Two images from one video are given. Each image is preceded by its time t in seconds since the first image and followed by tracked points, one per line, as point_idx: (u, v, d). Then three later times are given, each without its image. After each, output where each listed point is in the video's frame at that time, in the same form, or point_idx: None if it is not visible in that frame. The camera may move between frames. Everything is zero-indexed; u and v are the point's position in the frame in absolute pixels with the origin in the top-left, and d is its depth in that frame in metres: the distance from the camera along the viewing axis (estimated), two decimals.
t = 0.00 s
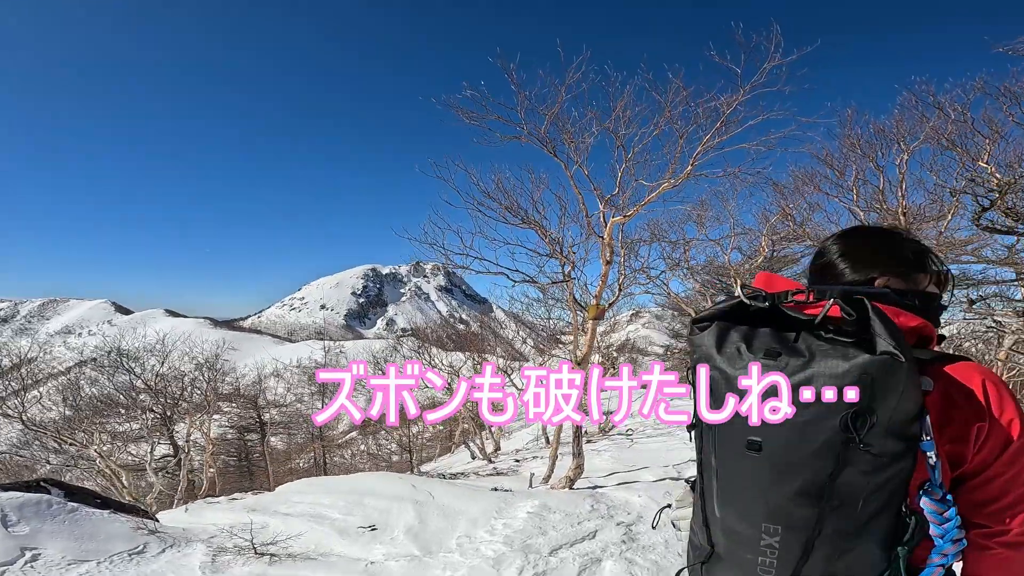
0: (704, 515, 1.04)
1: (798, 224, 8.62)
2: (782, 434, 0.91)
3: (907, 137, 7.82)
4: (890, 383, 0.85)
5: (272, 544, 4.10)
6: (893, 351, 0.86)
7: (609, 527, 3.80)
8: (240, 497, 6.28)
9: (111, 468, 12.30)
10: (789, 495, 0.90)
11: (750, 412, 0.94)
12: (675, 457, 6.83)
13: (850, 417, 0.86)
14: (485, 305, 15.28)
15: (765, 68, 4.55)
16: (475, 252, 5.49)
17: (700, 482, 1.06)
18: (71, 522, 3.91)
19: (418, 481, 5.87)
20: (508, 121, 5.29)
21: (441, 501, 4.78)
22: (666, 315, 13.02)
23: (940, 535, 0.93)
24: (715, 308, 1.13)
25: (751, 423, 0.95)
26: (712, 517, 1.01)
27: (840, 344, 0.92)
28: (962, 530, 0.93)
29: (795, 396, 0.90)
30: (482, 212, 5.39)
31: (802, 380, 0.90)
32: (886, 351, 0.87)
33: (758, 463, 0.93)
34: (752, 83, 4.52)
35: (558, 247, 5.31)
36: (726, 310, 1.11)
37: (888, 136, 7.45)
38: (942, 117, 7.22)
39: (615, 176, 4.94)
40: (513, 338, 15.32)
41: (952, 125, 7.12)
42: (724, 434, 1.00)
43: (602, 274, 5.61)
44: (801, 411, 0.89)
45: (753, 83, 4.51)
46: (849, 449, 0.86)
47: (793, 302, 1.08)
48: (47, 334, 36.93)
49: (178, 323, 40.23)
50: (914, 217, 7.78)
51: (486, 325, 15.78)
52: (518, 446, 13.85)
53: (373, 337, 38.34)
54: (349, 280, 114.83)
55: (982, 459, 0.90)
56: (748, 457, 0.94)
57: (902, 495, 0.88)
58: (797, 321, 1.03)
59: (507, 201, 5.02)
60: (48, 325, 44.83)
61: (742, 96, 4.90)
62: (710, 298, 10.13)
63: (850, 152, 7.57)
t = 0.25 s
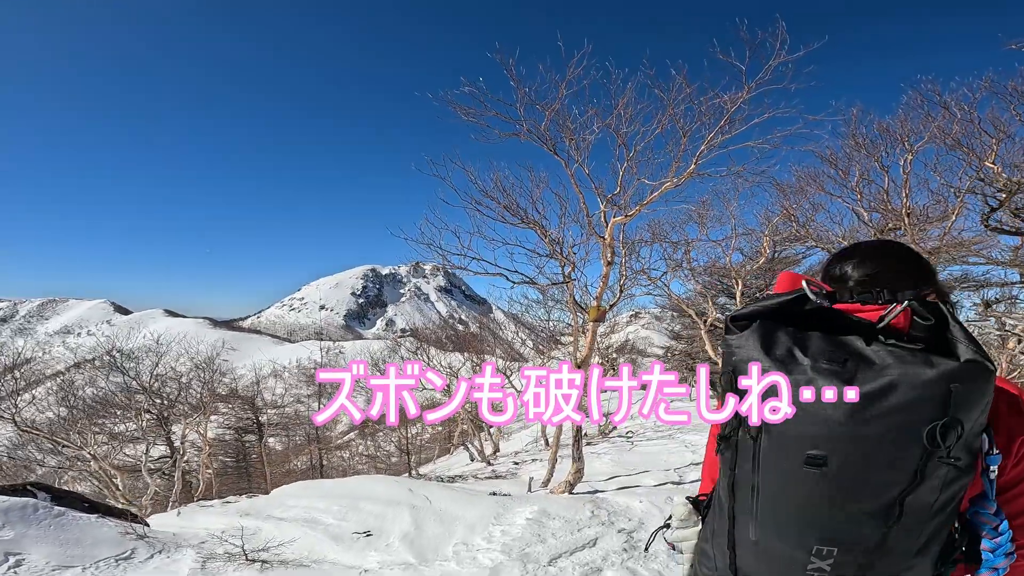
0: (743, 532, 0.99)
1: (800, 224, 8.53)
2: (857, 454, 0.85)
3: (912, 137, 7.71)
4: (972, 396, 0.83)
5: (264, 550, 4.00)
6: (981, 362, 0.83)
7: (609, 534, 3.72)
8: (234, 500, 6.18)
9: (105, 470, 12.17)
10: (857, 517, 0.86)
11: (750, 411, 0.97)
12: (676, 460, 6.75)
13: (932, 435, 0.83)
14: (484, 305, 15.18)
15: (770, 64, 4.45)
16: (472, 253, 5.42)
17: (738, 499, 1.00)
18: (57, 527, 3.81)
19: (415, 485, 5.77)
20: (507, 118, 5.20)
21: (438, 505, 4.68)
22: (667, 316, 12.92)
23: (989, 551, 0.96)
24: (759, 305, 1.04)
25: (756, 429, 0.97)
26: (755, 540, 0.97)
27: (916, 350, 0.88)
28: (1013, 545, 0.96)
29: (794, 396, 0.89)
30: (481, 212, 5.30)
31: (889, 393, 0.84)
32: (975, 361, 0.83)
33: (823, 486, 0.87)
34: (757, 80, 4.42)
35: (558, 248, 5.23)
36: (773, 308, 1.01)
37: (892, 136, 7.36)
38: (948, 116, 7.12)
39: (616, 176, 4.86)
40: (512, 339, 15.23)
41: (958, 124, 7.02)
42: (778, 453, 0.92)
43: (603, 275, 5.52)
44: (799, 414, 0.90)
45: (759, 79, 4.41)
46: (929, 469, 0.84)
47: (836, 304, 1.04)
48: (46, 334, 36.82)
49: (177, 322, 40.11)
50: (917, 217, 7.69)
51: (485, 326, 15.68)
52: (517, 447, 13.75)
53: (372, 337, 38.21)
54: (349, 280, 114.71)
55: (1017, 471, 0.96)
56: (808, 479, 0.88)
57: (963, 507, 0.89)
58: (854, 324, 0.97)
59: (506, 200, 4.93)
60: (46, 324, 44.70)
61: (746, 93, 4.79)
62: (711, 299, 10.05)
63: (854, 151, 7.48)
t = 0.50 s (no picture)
0: (770, 533, 1.05)
1: (801, 224, 8.46)
2: (896, 452, 0.93)
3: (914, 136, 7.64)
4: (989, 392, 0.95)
5: (254, 555, 3.90)
6: (1007, 359, 0.96)
7: (609, 540, 3.65)
8: (227, 503, 6.07)
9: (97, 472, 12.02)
10: (890, 512, 0.95)
11: (755, 411, 1.06)
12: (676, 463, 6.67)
13: (965, 431, 0.94)
14: (482, 306, 15.08)
15: (773, 61, 4.38)
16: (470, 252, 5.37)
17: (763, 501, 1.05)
18: (42, 530, 3.71)
19: (411, 488, 5.68)
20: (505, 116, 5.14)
21: (434, 509, 4.58)
22: (666, 317, 12.83)
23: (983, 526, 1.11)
24: (782, 299, 1.08)
25: (775, 428, 1.03)
26: (784, 542, 1.02)
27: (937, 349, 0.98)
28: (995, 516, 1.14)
29: (793, 397, 0.99)
30: (478, 211, 5.22)
31: (924, 394, 0.93)
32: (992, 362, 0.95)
33: (864, 484, 0.94)
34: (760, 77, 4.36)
35: (557, 248, 5.16)
36: (801, 301, 1.05)
37: (894, 135, 7.29)
38: (951, 115, 7.04)
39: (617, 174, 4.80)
40: (511, 340, 15.14)
41: (960, 124, 6.95)
42: (820, 455, 0.96)
43: (603, 275, 5.45)
44: (796, 416, 1.00)
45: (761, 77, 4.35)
46: (956, 463, 0.94)
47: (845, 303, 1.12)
48: (43, 334, 36.66)
49: (174, 323, 39.89)
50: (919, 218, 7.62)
51: (484, 327, 15.57)
52: (515, 449, 13.63)
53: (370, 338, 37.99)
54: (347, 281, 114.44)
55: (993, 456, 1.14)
56: (850, 478, 0.94)
57: (968, 495, 1.03)
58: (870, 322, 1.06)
59: (504, 199, 4.86)
60: (42, 325, 44.43)
61: (749, 90, 4.72)
62: (711, 299, 9.96)
63: (856, 151, 7.41)
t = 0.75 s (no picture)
0: (773, 521, 0.97)
1: (800, 225, 8.42)
2: (879, 428, 0.93)
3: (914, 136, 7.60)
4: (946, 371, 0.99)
5: (247, 559, 3.84)
6: (950, 344, 1.00)
7: (607, 544, 3.58)
8: (221, 506, 5.99)
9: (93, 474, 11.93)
10: (883, 488, 0.93)
11: (750, 412, 1.00)
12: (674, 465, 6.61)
13: (931, 407, 0.96)
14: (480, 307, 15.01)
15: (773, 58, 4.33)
16: (466, 252, 5.34)
17: (762, 487, 0.98)
18: (30, 533, 3.63)
19: (407, 489, 5.61)
20: (502, 113, 5.08)
21: (430, 512, 4.52)
22: (665, 317, 12.77)
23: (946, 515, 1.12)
24: (756, 296, 1.05)
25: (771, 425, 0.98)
26: (788, 527, 0.96)
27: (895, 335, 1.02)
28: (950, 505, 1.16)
29: (794, 397, 0.94)
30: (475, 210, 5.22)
31: (895, 375, 0.95)
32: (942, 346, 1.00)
33: (855, 463, 0.92)
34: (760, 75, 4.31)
35: (554, 247, 5.11)
36: (772, 299, 1.03)
37: (895, 135, 7.25)
38: (951, 115, 7.01)
39: (615, 173, 4.79)
40: (509, 341, 15.07)
41: (960, 123, 6.91)
42: (816, 436, 0.93)
43: (600, 275, 5.40)
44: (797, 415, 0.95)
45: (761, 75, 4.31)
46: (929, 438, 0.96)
47: (802, 304, 1.13)
48: (41, 335, 36.52)
49: (172, 324, 39.75)
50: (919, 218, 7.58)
51: (482, 328, 15.50)
52: (514, 450, 13.56)
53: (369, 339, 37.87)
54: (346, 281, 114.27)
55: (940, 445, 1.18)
56: (842, 458, 0.92)
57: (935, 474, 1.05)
58: (830, 318, 1.07)
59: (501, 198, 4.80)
60: (40, 325, 44.21)
61: (748, 89, 4.68)
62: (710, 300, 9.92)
63: (855, 150, 7.37)
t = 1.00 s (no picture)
0: (758, 526, 0.94)
1: (799, 224, 8.39)
2: (848, 429, 0.90)
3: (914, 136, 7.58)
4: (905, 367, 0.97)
5: (241, 560, 3.79)
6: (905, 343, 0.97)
7: (605, 545, 3.55)
8: (216, 506, 5.93)
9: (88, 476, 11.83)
10: (859, 488, 0.90)
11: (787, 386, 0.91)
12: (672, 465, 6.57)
13: (893, 407, 0.93)
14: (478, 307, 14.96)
15: (772, 55, 4.31)
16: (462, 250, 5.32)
17: (747, 495, 0.94)
18: (20, 533, 3.58)
19: (403, 490, 5.56)
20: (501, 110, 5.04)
21: (427, 513, 4.47)
22: (664, 317, 12.74)
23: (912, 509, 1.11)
24: (720, 309, 1.00)
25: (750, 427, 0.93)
26: (774, 530, 0.92)
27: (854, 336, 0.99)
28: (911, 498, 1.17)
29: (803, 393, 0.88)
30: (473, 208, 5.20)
31: (860, 376, 0.91)
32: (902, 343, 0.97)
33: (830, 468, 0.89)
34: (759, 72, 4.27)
35: (552, 245, 5.07)
36: (738, 310, 0.99)
37: (894, 134, 7.23)
38: (951, 114, 6.98)
39: (614, 171, 4.77)
40: (507, 341, 15.03)
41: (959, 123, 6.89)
42: (789, 443, 0.90)
43: (598, 274, 5.36)
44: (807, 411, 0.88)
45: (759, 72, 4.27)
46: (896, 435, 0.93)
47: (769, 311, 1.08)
48: (38, 335, 36.34)
49: (170, 324, 39.60)
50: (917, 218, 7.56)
51: (480, 329, 15.44)
52: (512, 451, 13.49)
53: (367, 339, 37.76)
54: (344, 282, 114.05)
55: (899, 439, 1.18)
56: (816, 464, 0.89)
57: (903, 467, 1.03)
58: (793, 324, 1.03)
59: (498, 195, 4.76)
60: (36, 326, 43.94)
61: (746, 86, 4.64)
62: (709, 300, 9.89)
63: (854, 149, 7.34)
